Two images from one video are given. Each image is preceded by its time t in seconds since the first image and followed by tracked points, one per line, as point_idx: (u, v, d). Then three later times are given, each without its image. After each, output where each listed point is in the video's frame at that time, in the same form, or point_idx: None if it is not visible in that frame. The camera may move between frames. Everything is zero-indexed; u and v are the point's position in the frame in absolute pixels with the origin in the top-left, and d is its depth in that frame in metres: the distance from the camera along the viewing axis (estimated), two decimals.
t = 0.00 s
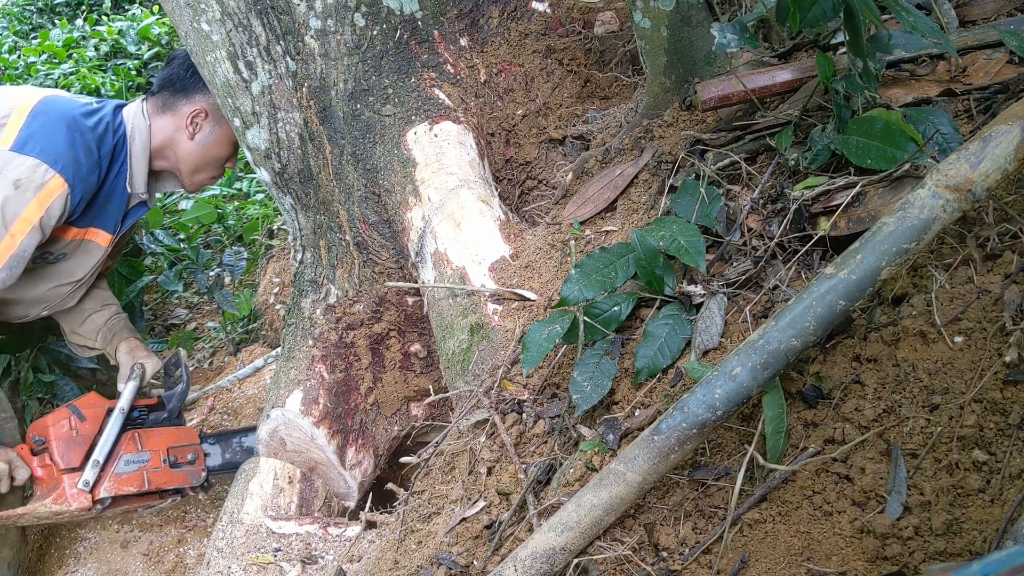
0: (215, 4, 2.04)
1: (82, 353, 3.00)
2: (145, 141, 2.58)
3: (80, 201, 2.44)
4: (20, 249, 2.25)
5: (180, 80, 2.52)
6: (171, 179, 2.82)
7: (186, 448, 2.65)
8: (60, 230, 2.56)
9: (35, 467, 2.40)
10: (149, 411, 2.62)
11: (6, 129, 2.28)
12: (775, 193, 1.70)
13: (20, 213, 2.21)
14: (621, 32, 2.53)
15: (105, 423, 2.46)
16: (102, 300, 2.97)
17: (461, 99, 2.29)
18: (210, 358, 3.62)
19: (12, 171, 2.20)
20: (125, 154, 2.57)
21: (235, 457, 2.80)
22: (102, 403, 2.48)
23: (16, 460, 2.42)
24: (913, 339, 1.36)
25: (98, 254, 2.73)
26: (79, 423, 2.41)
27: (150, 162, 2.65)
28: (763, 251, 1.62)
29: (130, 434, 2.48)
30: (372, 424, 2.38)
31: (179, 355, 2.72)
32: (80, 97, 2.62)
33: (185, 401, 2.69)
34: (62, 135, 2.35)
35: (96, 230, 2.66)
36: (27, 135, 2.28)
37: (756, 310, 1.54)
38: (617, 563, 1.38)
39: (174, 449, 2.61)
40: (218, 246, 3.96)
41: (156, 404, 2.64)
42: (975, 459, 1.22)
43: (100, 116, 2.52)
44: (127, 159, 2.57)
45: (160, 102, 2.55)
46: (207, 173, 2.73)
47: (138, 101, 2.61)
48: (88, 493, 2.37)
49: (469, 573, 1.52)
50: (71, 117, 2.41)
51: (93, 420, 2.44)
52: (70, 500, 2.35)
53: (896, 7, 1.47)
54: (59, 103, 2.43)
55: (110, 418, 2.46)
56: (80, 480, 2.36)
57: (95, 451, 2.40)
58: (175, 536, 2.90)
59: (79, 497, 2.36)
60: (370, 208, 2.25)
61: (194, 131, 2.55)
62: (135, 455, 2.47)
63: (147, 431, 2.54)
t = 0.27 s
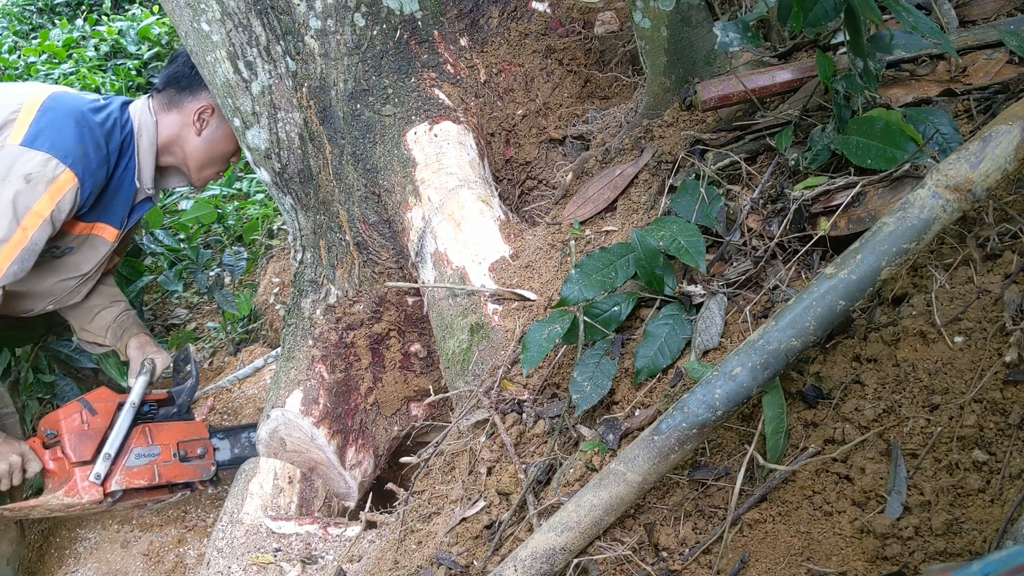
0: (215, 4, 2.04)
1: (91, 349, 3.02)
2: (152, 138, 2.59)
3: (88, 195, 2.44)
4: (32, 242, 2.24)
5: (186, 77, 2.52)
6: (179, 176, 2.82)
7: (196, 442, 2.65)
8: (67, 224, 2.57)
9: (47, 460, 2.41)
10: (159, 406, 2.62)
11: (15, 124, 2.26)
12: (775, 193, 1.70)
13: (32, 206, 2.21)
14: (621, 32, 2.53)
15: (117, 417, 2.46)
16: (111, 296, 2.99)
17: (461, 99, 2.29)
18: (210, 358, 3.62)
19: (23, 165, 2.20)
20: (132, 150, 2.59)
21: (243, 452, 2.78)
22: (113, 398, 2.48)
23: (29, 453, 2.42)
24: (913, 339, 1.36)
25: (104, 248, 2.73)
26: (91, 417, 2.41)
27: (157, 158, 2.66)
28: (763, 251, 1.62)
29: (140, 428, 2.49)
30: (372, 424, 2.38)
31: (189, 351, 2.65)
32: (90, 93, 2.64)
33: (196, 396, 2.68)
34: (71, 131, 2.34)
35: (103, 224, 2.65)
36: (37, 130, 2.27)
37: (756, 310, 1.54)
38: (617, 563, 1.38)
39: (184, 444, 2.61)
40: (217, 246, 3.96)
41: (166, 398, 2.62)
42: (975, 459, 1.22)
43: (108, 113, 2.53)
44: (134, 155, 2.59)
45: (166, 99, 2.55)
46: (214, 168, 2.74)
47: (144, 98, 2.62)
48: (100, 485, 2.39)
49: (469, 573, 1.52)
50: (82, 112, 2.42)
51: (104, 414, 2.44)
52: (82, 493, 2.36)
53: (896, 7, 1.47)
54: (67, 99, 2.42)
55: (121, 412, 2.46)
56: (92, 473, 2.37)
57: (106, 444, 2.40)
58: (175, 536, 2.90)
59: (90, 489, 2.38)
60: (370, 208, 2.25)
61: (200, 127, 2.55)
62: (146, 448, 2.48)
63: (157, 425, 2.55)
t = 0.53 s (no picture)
0: (215, 5, 2.04)
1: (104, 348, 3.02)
2: (160, 133, 2.58)
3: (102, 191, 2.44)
4: (49, 240, 2.25)
5: (192, 72, 2.53)
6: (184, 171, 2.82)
7: (211, 439, 2.64)
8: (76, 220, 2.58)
9: (64, 456, 2.42)
10: (174, 403, 2.61)
11: (27, 123, 2.29)
12: (774, 193, 1.70)
13: (48, 204, 2.21)
14: (621, 32, 2.53)
15: (133, 414, 2.46)
16: (122, 296, 3.01)
17: (461, 99, 2.29)
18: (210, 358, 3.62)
19: (39, 164, 2.21)
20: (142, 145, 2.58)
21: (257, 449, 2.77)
22: (130, 395, 2.49)
23: (46, 449, 2.44)
24: (913, 339, 1.36)
25: (111, 243, 2.74)
26: (108, 414, 2.41)
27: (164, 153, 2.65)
28: (763, 251, 1.62)
29: (156, 425, 2.49)
30: (372, 424, 2.38)
31: (203, 349, 2.72)
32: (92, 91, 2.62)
33: (210, 393, 2.69)
34: (84, 127, 2.34)
35: (110, 219, 2.66)
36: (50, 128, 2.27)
37: (756, 310, 1.54)
38: (617, 563, 1.38)
39: (199, 440, 2.60)
40: (218, 246, 3.96)
41: (181, 395, 2.62)
42: (974, 459, 1.22)
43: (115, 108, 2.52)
44: (143, 149, 2.58)
45: (173, 94, 2.56)
46: (219, 163, 2.75)
47: (149, 93, 2.61)
48: (117, 481, 2.39)
49: (469, 573, 1.52)
50: (91, 110, 2.41)
51: (121, 411, 2.44)
52: (99, 489, 2.37)
53: (896, 7, 1.46)
54: (76, 97, 2.42)
55: (137, 409, 2.46)
56: (109, 468, 2.38)
57: (123, 441, 2.40)
58: (175, 536, 2.90)
59: (108, 485, 2.38)
60: (370, 209, 2.25)
61: (209, 122, 2.56)
62: (162, 444, 2.48)
63: (173, 422, 2.55)
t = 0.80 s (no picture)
0: (215, 5, 2.04)
1: (92, 348, 3.00)
2: (155, 129, 2.59)
3: (97, 188, 2.45)
4: (43, 238, 2.25)
5: (189, 68, 2.51)
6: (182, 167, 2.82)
7: (193, 442, 2.65)
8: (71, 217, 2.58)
9: (42, 460, 2.42)
10: (156, 405, 2.61)
11: (21, 119, 2.28)
12: (774, 193, 1.70)
13: (42, 201, 2.22)
14: (621, 32, 2.53)
15: (113, 416, 2.46)
16: (110, 295, 2.98)
17: (461, 99, 2.29)
18: (210, 358, 3.62)
19: (33, 160, 2.21)
20: (137, 142, 2.59)
21: (241, 452, 2.78)
22: (110, 397, 2.49)
23: (23, 453, 2.43)
24: (913, 339, 1.36)
25: (105, 238, 2.74)
26: (87, 416, 2.42)
27: (160, 149, 2.66)
28: (763, 251, 1.62)
29: (137, 427, 2.49)
30: (372, 424, 2.38)
31: (187, 350, 2.62)
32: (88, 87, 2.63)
33: (194, 396, 2.67)
34: (79, 124, 2.35)
35: (104, 215, 2.66)
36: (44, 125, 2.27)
37: (756, 310, 1.54)
38: (617, 563, 1.38)
39: (182, 443, 2.61)
40: (217, 246, 3.96)
41: (164, 398, 2.62)
42: (975, 459, 1.22)
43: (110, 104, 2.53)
44: (138, 146, 2.59)
45: (169, 90, 2.55)
46: (217, 159, 2.74)
47: (146, 88, 2.61)
48: (95, 485, 2.39)
49: (469, 573, 1.52)
50: (85, 106, 2.42)
51: (101, 413, 2.45)
52: (77, 493, 2.36)
53: (896, 7, 1.46)
54: (70, 93, 2.42)
55: (117, 412, 2.46)
56: (87, 472, 2.37)
57: (103, 444, 2.40)
58: (175, 536, 2.90)
59: (86, 489, 2.38)
60: (370, 208, 2.25)
61: (205, 119, 2.54)
62: (143, 447, 2.48)
63: (154, 424, 2.55)
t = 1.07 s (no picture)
0: (215, 5, 2.04)
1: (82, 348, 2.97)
2: (157, 128, 2.59)
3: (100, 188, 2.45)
4: (44, 237, 2.25)
5: (187, 66, 2.51)
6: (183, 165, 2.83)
7: (180, 445, 2.65)
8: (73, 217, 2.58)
9: (27, 463, 2.41)
10: (143, 408, 2.61)
11: (24, 120, 2.28)
12: (775, 193, 1.70)
13: (44, 200, 2.22)
14: (621, 32, 2.53)
15: (99, 419, 2.46)
16: (102, 296, 2.98)
17: (461, 99, 2.29)
18: (210, 358, 3.62)
19: (35, 160, 2.21)
20: (138, 142, 2.59)
21: (229, 454, 2.79)
22: (96, 399, 2.49)
23: (8, 455, 2.41)
24: (914, 339, 1.36)
25: (109, 239, 2.73)
26: (73, 419, 2.41)
27: (162, 147, 2.66)
28: (763, 251, 1.62)
29: (124, 430, 2.49)
30: (372, 424, 2.38)
31: (174, 351, 2.60)
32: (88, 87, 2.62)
33: (180, 398, 2.68)
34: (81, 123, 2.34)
35: (107, 215, 2.66)
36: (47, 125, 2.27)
37: (757, 310, 1.54)
38: (617, 563, 1.38)
39: (169, 446, 2.61)
40: (218, 246, 3.96)
41: (150, 400, 2.62)
42: (975, 460, 1.22)
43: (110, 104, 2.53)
44: (140, 145, 2.59)
45: (169, 88, 2.55)
46: (218, 157, 2.74)
47: (146, 87, 2.61)
48: (80, 488, 2.40)
49: (469, 573, 1.52)
50: (87, 106, 2.42)
51: (87, 416, 2.45)
52: (62, 496, 2.37)
53: (896, 7, 1.46)
54: (72, 93, 2.42)
55: (104, 413, 2.46)
56: (72, 476, 2.38)
57: (88, 447, 2.41)
58: (175, 536, 2.90)
59: (71, 492, 2.39)
60: (370, 208, 2.25)
61: (205, 117, 2.55)
62: (129, 451, 2.49)
63: (141, 427, 2.55)
